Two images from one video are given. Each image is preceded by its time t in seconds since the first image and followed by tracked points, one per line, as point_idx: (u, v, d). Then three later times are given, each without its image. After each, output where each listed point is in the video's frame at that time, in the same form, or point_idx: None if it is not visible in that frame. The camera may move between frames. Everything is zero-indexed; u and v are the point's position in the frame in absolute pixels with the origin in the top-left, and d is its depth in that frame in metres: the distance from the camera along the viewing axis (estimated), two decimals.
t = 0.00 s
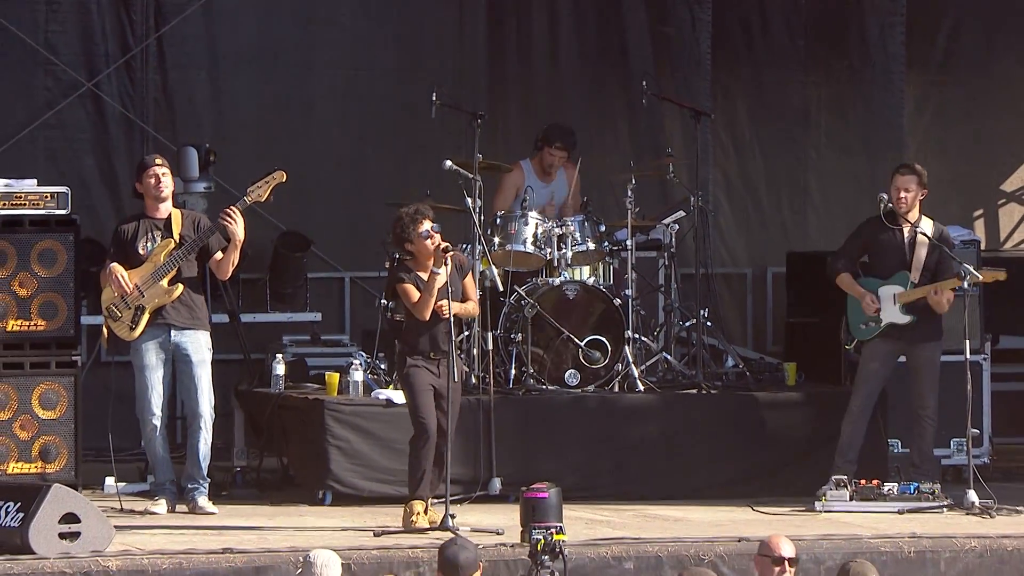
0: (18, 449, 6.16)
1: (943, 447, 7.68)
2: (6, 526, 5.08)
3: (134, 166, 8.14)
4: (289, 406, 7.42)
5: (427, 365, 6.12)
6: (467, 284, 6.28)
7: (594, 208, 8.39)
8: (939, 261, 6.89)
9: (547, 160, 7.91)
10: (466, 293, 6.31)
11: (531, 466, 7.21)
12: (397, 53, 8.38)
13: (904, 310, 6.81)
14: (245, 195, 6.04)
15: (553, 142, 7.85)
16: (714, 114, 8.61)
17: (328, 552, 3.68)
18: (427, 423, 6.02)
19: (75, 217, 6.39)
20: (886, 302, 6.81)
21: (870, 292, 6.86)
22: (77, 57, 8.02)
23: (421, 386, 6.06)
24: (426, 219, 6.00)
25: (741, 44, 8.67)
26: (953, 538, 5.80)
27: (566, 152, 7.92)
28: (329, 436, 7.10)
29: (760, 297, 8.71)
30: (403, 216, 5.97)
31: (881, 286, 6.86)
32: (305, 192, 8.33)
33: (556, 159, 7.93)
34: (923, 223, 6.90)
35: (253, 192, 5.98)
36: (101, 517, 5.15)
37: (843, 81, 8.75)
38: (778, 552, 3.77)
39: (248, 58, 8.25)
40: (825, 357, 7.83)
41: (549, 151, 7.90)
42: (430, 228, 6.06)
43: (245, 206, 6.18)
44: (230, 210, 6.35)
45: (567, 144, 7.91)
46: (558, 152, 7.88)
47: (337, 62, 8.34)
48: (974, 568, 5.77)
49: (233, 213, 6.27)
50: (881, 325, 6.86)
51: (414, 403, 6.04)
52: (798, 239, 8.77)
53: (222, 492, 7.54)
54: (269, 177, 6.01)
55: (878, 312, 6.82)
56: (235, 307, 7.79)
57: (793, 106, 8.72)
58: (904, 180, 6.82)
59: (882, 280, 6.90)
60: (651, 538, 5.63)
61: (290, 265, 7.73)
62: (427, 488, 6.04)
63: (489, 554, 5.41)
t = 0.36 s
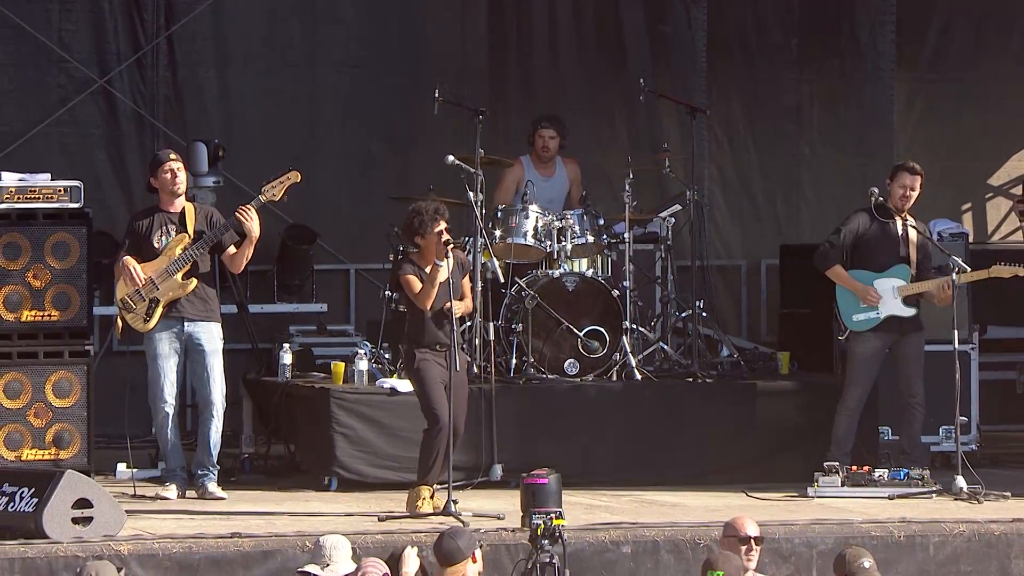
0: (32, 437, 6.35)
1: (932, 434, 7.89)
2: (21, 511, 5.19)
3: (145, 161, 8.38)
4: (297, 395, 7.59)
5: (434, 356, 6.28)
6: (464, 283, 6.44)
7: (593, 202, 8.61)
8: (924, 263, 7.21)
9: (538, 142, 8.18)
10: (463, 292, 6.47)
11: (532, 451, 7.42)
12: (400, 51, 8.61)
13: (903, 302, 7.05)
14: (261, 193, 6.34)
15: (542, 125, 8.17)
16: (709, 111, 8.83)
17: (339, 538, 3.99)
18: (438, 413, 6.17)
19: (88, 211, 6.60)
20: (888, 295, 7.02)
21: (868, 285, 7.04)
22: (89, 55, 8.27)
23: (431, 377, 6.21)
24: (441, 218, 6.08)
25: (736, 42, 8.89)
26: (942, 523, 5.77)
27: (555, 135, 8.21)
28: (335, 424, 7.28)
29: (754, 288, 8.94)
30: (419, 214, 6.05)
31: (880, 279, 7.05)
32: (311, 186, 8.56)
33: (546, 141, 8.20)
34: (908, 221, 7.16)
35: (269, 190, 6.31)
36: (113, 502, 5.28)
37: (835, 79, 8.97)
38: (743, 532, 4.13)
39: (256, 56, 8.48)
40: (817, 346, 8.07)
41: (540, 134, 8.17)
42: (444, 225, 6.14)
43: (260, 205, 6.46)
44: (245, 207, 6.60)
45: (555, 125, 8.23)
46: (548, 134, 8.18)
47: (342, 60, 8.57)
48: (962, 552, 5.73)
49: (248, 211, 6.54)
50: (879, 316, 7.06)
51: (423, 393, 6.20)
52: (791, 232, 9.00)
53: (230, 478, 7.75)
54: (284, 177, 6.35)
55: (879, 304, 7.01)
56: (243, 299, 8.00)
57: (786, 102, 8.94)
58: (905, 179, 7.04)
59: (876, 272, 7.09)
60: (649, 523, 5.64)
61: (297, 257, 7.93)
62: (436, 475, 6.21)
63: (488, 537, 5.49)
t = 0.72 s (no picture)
0: (45, 431, 6.55)
1: (920, 428, 8.10)
2: (33, 502, 5.37)
3: (154, 162, 8.61)
4: (303, 390, 7.79)
5: (434, 349, 6.46)
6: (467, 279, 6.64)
7: (591, 201, 8.84)
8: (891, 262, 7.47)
9: (539, 143, 8.38)
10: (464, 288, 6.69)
11: (531, 444, 7.63)
12: (403, 54, 8.83)
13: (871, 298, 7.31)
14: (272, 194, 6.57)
15: (545, 126, 8.37)
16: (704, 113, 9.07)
17: (340, 528, 4.20)
18: (435, 405, 6.35)
19: (99, 210, 6.83)
20: (856, 292, 7.28)
21: (835, 281, 7.30)
22: (100, 58, 8.50)
23: (431, 369, 6.40)
24: (455, 208, 6.29)
25: (730, 46, 9.11)
26: (932, 514, 5.92)
27: (557, 137, 8.41)
28: (340, 417, 7.48)
29: (748, 286, 9.17)
30: (436, 202, 6.27)
31: (850, 277, 7.31)
32: (316, 186, 8.79)
33: (548, 143, 8.41)
34: (876, 220, 7.42)
35: (280, 191, 6.54)
36: (123, 494, 5.44)
37: (827, 81, 9.19)
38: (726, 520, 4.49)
39: (262, 60, 8.71)
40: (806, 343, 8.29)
41: (543, 134, 8.36)
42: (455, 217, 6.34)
43: (270, 205, 6.70)
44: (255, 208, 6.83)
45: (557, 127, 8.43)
46: (550, 135, 8.38)
47: (346, 63, 8.80)
48: (951, 542, 5.88)
49: (259, 212, 6.77)
50: (848, 312, 7.31)
51: (422, 386, 6.38)
52: (783, 230, 9.22)
53: (238, 470, 7.96)
54: (294, 179, 6.60)
55: (848, 300, 7.28)
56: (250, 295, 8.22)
57: (779, 104, 9.17)
58: (871, 178, 7.28)
59: (846, 269, 7.35)
60: (646, 514, 5.81)
61: (304, 254, 8.13)
62: (434, 467, 6.41)
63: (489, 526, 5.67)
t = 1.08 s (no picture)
0: (56, 428, 6.75)
1: (912, 426, 8.26)
2: (44, 498, 5.49)
3: (162, 165, 8.81)
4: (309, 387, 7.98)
5: (434, 345, 6.59)
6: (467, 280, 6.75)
7: (589, 203, 9.03)
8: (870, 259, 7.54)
9: (542, 151, 8.56)
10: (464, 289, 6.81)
11: (532, 441, 7.81)
12: (406, 59, 9.02)
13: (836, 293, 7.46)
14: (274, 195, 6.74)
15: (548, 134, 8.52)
16: (701, 117, 9.27)
17: (331, 523, 4.29)
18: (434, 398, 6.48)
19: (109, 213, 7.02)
20: (820, 288, 7.45)
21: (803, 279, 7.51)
22: (110, 64, 8.71)
23: (431, 363, 6.54)
24: (459, 203, 6.47)
25: (725, 51, 9.31)
26: (924, 509, 6.07)
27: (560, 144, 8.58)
28: (344, 415, 7.65)
29: (743, 286, 9.37)
30: (438, 198, 6.45)
31: (815, 274, 7.49)
32: (320, 189, 8.99)
33: (550, 152, 8.57)
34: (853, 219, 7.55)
35: (282, 191, 6.72)
36: (132, 490, 5.60)
37: (822, 86, 9.37)
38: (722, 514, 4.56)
39: (269, 66, 8.92)
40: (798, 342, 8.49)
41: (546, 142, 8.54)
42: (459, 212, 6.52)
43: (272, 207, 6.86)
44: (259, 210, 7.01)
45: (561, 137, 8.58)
46: (554, 143, 8.53)
47: (350, 69, 8.99)
48: (942, 537, 6.03)
49: (262, 213, 6.93)
50: (817, 309, 7.49)
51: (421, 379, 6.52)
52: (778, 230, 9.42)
53: (245, 467, 8.14)
54: (296, 180, 6.78)
55: (814, 297, 7.45)
56: (256, 296, 8.41)
57: (774, 108, 9.36)
58: (831, 175, 7.46)
59: (815, 268, 7.53)
60: (644, 510, 5.97)
61: (310, 256, 8.37)
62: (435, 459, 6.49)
63: (490, 525, 5.77)
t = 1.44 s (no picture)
0: (67, 426, 6.92)
1: (906, 424, 8.43)
2: (56, 494, 5.64)
3: (171, 168, 8.98)
4: (315, 386, 8.13)
5: (437, 347, 6.80)
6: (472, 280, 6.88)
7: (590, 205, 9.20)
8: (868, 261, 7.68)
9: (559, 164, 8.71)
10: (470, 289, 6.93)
11: (533, 439, 7.98)
12: (410, 65, 9.19)
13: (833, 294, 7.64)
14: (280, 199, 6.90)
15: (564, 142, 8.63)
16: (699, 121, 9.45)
17: (314, 531, 4.45)
18: (439, 402, 6.68)
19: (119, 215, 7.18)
20: (818, 289, 7.64)
21: (804, 282, 7.69)
22: (120, 70, 8.89)
23: (434, 365, 6.74)
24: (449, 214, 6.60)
25: (722, 57, 9.50)
26: (918, 506, 6.23)
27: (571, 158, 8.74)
28: (350, 414, 7.81)
29: (740, 286, 9.56)
30: (427, 208, 6.61)
31: (814, 276, 7.67)
32: (326, 192, 9.17)
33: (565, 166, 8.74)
34: (852, 222, 7.71)
35: (288, 196, 6.88)
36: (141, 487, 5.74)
37: (817, 91, 9.56)
38: (720, 511, 4.71)
39: (276, 71, 9.09)
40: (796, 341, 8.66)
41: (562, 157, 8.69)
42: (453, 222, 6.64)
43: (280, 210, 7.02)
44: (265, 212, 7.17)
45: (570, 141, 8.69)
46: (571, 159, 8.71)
47: (355, 74, 9.17)
48: (935, 533, 6.19)
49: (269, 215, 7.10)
50: (817, 311, 7.66)
51: (426, 383, 6.71)
52: (774, 232, 9.59)
53: (252, 465, 8.30)
54: (304, 184, 6.96)
55: (813, 299, 7.64)
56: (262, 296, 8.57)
57: (770, 112, 9.55)
58: (821, 179, 7.65)
59: (816, 270, 7.70)
60: (643, 507, 6.13)
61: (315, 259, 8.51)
62: (439, 459, 6.68)
63: (493, 521, 5.90)
